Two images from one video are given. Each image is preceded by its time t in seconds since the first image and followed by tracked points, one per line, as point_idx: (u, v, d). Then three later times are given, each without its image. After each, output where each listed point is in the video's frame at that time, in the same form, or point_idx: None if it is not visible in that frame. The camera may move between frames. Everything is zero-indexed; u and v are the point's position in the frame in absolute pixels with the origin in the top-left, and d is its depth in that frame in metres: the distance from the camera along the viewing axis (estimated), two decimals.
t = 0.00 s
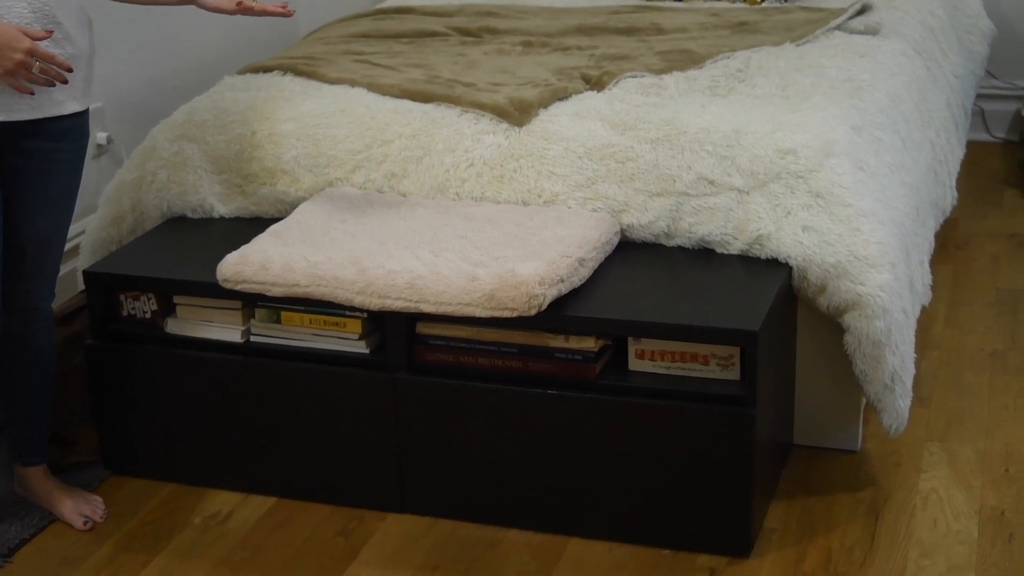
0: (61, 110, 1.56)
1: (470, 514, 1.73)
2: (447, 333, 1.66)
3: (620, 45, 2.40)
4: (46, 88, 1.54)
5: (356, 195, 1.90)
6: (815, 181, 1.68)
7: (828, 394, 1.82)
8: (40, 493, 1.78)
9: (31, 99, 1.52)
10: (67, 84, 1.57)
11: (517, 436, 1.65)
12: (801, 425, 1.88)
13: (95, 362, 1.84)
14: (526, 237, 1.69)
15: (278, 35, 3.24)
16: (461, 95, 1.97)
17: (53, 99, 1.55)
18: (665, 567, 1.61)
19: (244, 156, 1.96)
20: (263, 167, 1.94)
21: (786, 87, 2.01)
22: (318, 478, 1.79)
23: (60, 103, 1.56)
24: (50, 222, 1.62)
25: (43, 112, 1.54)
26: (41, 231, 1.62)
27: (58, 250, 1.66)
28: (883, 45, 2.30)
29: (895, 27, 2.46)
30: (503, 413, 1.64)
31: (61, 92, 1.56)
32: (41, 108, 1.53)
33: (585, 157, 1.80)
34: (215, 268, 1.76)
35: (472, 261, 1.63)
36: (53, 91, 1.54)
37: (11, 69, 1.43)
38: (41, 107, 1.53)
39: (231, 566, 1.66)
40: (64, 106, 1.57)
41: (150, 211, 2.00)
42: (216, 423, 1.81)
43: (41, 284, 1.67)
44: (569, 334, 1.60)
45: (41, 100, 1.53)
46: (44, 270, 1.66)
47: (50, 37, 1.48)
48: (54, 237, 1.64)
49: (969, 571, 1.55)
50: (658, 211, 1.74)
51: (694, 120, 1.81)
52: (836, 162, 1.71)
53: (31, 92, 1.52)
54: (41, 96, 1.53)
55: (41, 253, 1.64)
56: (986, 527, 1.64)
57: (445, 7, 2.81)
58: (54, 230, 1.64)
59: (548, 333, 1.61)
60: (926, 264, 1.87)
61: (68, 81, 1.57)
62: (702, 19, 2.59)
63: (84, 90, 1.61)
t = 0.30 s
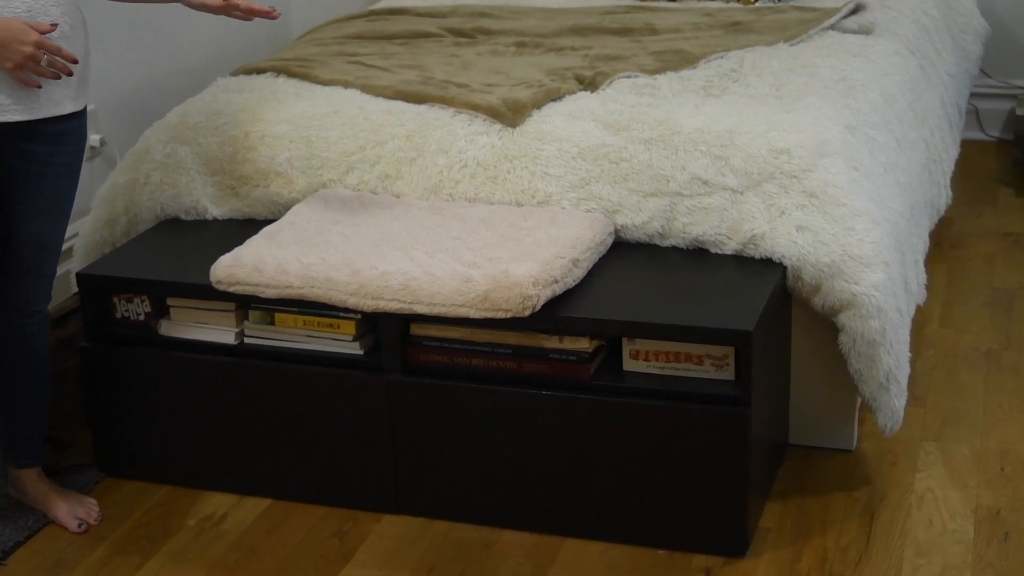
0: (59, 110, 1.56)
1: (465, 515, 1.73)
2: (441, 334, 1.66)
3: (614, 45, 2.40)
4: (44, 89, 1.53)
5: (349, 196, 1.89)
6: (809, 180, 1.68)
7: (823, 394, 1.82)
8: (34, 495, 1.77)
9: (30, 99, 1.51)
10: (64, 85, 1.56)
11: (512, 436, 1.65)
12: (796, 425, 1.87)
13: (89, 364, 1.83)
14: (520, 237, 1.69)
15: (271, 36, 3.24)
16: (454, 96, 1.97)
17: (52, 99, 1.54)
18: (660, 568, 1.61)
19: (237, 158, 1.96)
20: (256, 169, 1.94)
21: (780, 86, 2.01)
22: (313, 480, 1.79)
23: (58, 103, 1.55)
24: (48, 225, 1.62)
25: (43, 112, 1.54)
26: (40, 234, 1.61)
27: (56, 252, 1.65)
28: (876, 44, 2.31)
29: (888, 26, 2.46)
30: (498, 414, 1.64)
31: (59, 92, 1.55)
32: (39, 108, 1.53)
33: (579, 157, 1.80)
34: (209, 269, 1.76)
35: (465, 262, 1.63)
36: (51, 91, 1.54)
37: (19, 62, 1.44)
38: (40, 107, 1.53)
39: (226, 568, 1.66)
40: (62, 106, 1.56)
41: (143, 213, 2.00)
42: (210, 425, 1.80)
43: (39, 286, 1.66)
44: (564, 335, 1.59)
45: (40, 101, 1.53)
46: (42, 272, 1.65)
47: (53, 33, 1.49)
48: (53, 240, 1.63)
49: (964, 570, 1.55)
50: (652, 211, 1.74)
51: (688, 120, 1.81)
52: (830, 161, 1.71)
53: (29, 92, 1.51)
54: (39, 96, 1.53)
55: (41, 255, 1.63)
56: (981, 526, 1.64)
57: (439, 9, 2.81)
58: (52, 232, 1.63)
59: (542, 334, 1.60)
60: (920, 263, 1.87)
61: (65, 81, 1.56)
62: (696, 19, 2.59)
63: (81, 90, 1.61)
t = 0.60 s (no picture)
0: (71, 104, 1.55)
1: (471, 512, 1.73)
2: (447, 330, 1.66)
3: (621, 42, 2.40)
4: (56, 82, 1.52)
5: (355, 192, 1.89)
6: (816, 178, 1.67)
7: (829, 392, 1.82)
8: (40, 491, 1.77)
9: (42, 94, 1.50)
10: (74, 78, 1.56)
11: (517, 433, 1.65)
12: (802, 423, 1.87)
13: (94, 361, 1.83)
14: (527, 234, 1.68)
15: (276, 33, 3.24)
16: (461, 93, 1.97)
17: (65, 92, 1.54)
18: (666, 566, 1.60)
19: (243, 154, 1.96)
20: (262, 165, 1.94)
21: (787, 83, 2.01)
22: (318, 476, 1.79)
23: (70, 96, 1.54)
24: (56, 220, 1.62)
25: (57, 105, 1.53)
26: (48, 230, 1.62)
27: (62, 249, 1.66)
28: (883, 42, 2.30)
29: (895, 23, 2.45)
30: (504, 411, 1.64)
31: (70, 85, 1.55)
32: (53, 101, 1.52)
33: (586, 154, 1.79)
34: (214, 266, 1.76)
35: (472, 259, 1.63)
36: (63, 85, 1.53)
37: (22, 66, 1.42)
38: (53, 101, 1.52)
39: (231, 564, 1.66)
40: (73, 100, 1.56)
41: (149, 209, 2.00)
42: (215, 422, 1.80)
43: (46, 282, 1.66)
44: (570, 332, 1.59)
45: (53, 94, 1.52)
46: (49, 268, 1.66)
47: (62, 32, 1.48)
48: (61, 236, 1.64)
49: (971, 569, 1.55)
50: (658, 208, 1.73)
51: (695, 117, 1.81)
52: (837, 159, 1.71)
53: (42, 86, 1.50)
54: (52, 90, 1.52)
55: (48, 251, 1.64)
56: (988, 525, 1.64)
57: (445, 5, 2.81)
58: (60, 228, 1.63)
59: (548, 331, 1.60)
60: (927, 262, 1.87)
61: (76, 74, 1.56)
62: (703, 16, 2.59)
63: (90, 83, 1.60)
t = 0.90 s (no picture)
0: (63, 101, 1.55)
1: (470, 510, 1.73)
2: (447, 328, 1.65)
3: (621, 40, 2.40)
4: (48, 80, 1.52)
5: (355, 190, 1.89)
6: (816, 177, 1.67)
7: (828, 391, 1.82)
8: (39, 488, 1.77)
9: (31, 91, 1.50)
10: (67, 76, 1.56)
11: (517, 432, 1.65)
12: (801, 422, 1.87)
13: (94, 358, 1.83)
14: (527, 232, 1.68)
15: (276, 30, 3.24)
16: (461, 90, 1.97)
17: (57, 90, 1.54)
18: (665, 564, 1.60)
19: (242, 151, 1.95)
20: (262, 162, 1.94)
21: (787, 82, 2.01)
22: (318, 474, 1.79)
23: (61, 93, 1.55)
24: (51, 216, 1.62)
25: (49, 103, 1.53)
26: (43, 226, 1.62)
27: (57, 246, 1.66)
28: (883, 40, 2.30)
29: (896, 22, 2.45)
30: (503, 410, 1.64)
31: (61, 83, 1.54)
32: (44, 100, 1.52)
33: (586, 152, 1.79)
34: (214, 263, 1.76)
35: (471, 257, 1.63)
36: (54, 83, 1.53)
37: (18, 65, 1.42)
38: (44, 99, 1.52)
39: (230, 562, 1.66)
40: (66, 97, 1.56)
41: (149, 207, 2.00)
42: (214, 419, 1.80)
43: (41, 279, 1.66)
44: (570, 330, 1.59)
45: (45, 92, 1.52)
46: (44, 264, 1.65)
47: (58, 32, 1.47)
48: (55, 232, 1.64)
49: (969, 568, 1.55)
50: (659, 207, 1.73)
51: (695, 116, 1.81)
52: (837, 158, 1.71)
53: (33, 84, 1.51)
54: (44, 88, 1.52)
55: (42, 247, 1.63)
56: (987, 524, 1.64)
57: (445, 2, 2.80)
58: (54, 224, 1.63)
59: (548, 330, 1.60)
60: (928, 261, 1.87)
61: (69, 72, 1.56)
62: (703, 14, 2.59)
63: (83, 81, 1.60)
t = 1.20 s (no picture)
0: (54, 104, 1.56)
1: (468, 511, 1.73)
2: (445, 329, 1.65)
3: (619, 41, 2.40)
4: (37, 83, 1.53)
5: (353, 190, 1.89)
6: (813, 178, 1.68)
7: (826, 391, 1.82)
8: (36, 488, 1.77)
9: (20, 94, 1.51)
10: (58, 79, 1.56)
11: (515, 433, 1.65)
12: (798, 423, 1.87)
13: (91, 359, 1.83)
14: (524, 233, 1.68)
15: (274, 30, 3.24)
16: (459, 91, 1.97)
17: (47, 94, 1.55)
18: (662, 565, 1.60)
19: (240, 152, 1.95)
20: (259, 163, 1.94)
21: (785, 83, 2.01)
22: (315, 475, 1.79)
23: (51, 96, 1.55)
24: (46, 216, 1.62)
25: (38, 106, 1.54)
26: (39, 227, 1.62)
27: (53, 246, 1.66)
28: (881, 42, 2.30)
29: (893, 23, 2.46)
30: (501, 411, 1.64)
31: (51, 85, 1.55)
32: (33, 103, 1.53)
33: (584, 153, 1.79)
34: (212, 263, 1.76)
35: (469, 258, 1.63)
36: (44, 86, 1.54)
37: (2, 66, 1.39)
38: (33, 102, 1.53)
39: (227, 562, 1.66)
40: (58, 100, 1.57)
41: (146, 207, 2.00)
42: (212, 420, 1.80)
43: (37, 279, 1.66)
44: (567, 331, 1.59)
45: (34, 96, 1.53)
46: (40, 264, 1.65)
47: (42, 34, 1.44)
48: (50, 233, 1.64)
49: (967, 569, 1.55)
50: (656, 208, 1.73)
51: (692, 117, 1.81)
52: (835, 159, 1.71)
53: (22, 87, 1.52)
54: (33, 91, 1.53)
55: (37, 248, 1.63)
56: (984, 525, 1.64)
57: (443, 4, 2.80)
58: (50, 224, 1.63)
59: (546, 330, 1.60)
60: (925, 262, 1.87)
61: (59, 75, 1.56)
62: (701, 15, 2.59)
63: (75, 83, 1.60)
